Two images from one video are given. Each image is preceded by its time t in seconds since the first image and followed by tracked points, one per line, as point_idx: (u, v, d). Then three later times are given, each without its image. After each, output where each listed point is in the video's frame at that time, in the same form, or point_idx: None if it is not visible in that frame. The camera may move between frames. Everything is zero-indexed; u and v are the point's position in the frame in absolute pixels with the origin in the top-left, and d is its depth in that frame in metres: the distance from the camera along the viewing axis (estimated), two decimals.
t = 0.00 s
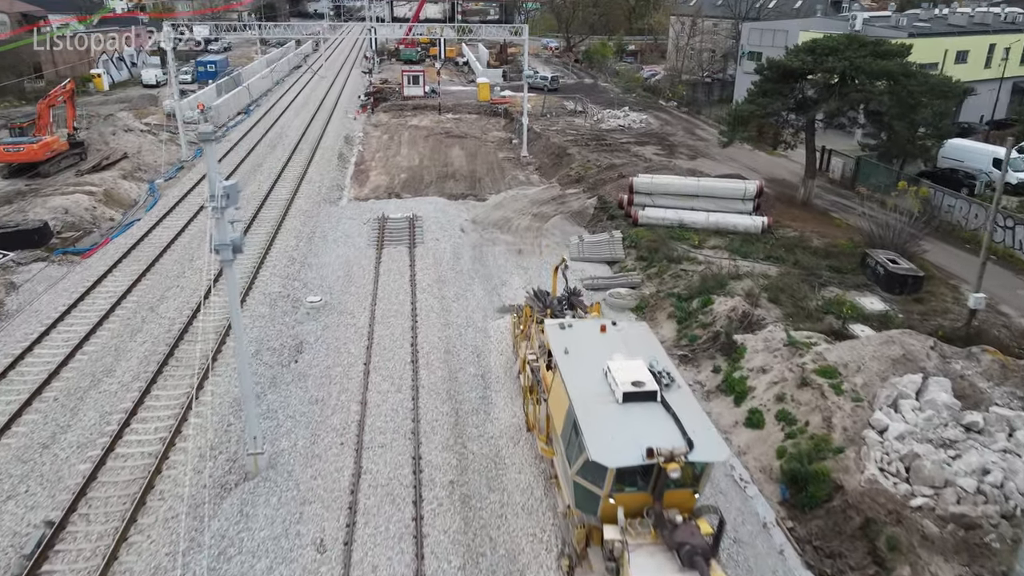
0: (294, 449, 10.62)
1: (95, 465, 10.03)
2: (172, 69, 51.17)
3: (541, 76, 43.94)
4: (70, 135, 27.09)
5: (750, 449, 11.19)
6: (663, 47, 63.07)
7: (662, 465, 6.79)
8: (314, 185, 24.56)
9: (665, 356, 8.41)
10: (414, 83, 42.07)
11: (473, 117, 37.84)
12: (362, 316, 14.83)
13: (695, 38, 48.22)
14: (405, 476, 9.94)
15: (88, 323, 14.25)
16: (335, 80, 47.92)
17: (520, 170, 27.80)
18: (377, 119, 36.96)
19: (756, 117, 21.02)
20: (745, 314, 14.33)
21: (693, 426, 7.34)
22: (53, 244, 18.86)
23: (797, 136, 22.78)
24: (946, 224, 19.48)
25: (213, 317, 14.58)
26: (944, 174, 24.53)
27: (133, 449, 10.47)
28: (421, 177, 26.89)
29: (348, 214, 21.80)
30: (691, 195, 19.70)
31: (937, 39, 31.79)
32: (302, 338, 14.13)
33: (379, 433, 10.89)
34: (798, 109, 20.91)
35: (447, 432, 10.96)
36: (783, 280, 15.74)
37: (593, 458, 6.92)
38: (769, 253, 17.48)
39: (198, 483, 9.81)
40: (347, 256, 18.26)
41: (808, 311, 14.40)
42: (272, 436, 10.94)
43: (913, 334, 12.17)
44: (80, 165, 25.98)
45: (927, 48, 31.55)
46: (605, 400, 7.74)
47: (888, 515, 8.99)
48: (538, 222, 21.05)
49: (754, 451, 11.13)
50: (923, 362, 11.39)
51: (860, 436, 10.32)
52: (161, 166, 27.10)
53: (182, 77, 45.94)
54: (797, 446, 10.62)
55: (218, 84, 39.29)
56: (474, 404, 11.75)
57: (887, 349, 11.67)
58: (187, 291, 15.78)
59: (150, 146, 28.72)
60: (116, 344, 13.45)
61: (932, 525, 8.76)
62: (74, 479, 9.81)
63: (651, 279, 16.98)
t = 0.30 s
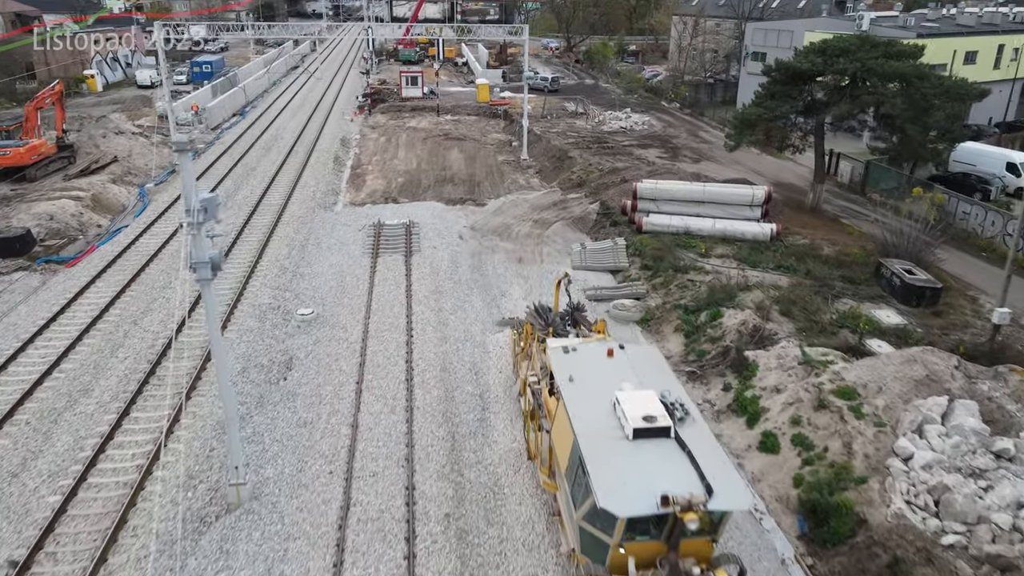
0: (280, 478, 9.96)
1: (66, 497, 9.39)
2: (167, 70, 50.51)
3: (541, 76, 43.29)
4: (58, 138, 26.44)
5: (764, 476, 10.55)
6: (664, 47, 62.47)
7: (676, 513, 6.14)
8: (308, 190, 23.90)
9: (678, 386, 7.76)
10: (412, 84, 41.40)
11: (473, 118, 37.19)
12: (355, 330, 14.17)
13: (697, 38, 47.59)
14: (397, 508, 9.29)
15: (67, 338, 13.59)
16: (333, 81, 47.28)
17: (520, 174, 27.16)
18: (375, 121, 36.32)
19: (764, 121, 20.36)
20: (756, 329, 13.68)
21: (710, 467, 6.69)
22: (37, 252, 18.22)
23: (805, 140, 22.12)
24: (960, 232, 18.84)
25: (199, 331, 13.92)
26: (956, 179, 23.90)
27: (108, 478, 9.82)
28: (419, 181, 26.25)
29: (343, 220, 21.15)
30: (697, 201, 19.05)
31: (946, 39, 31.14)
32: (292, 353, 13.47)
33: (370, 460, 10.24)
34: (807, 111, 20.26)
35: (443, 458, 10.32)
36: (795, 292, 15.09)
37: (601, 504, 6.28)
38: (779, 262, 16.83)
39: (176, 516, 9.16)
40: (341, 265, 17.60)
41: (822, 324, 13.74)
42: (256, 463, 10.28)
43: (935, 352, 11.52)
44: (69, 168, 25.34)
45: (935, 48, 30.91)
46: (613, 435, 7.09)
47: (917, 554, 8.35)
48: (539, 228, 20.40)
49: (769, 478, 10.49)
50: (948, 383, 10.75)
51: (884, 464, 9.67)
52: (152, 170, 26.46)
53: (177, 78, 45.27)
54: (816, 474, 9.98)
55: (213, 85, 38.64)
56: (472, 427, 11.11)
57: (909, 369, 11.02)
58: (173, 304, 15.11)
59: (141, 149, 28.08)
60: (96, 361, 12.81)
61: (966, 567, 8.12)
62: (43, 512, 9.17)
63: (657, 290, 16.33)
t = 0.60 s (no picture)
0: (263, 512, 9.28)
1: (31, 535, 8.73)
2: (162, 71, 49.82)
3: (542, 77, 42.61)
4: (46, 141, 25.73)
5: (782, 507, 9.88)
6: (666, 48, 61.83)
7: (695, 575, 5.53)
8: (302, 195, 23.23)
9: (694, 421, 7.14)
10: (411, 85, 40.72)
11: (472, 120, 36.51)
12: (347, 346, 13.49)
13: (700, 39, 46.94)
14: (388, 548, 8.63)
15: (43, 355, 12.91)
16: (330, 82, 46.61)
17: (520, 178, 26.51)
18: (372, 123, 35.64)
19: (772, 124, 19.67)
20: (768, 345, 13.02)
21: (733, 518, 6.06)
22: (18, 262, 17.54)
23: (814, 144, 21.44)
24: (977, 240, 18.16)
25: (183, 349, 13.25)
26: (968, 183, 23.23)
27: (77, 513, 9.15)
28: (417, 185, 25.57)
29: (337, 227, 20.47)
30: (704, 208, 18.37)
31: (956, 40, 30.47)
32: (281, 371, 12.80)
33: (361, 491, 9.57)
34: (816, 114, 19.61)
35: (438, 490, 9.65)
36: (808, 305, 14.41)
37: (613, 564, 5.66)
38: (790, 272, 16.16)
39: (148, 556, 8.49)
40: (334, 275, 16.93)
41: (837, 339, 13.06)
42: (238, 494, 9.61)
43: (961, 372, 10.84)
44: (56, 173, 24.64)
45: (945, 48, 30.24)
46: (624, 480, 6.47)
47: None
48: (540, 235, 19.72)
49: (787, 509, 9.83)
50: (977, 407, 10.08)
51: (912, 498, 9.00)
52: (142, 174, 25.79)
53: (172, 79, 44.55)
54: (837, 507, 9.31)
55: (207, 86, 37.95)
56: (470, 454, 10.45)
57: (935, 392, 10.34)
58: (156, 317, 14.43)
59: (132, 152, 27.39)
60: (72, 381, 12.12)
61: None
62: (6, 552, 8.51)
63: (663, 302, 15.67)
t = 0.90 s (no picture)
0: (243, 552, 8.59)
1: None
2: (157, 71, 49.12)
3: (542, 78, 41.93)
4: (33, 144, 25.02)
5: (801, 544, 9.21)
6: (667, 48, 61.17)
7: None
8: (296, 200, 22.55)
9: (715, 465, 6.49)
10: (409, 86, 40.04)
11: (471, 122, 35.83)
12: (338, 364, 12.79)
13: (702, 39, 46.28)
14: None
15: (17, 374, 12.20)
16: (327, 83, 45.94)
17: (520, 182, 25.85)
18: (369, 125, 34.97)
19: (782, 128, 18.97)
20: (782, 363, 12.34)
21: None
22: None
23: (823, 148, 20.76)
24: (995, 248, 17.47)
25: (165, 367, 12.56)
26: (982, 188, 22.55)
27: (41, 552, 8.48)
28: (414, 189, 24.89)
29: (331, 234, 19.79)
30: (711, 216, 17.68)
31: (965, 40, 29.78)
32: (268, 391, 12.12)
33: (349, 528, 8.88)
34: (827, 118, 18.94)
35: (433, 526, 8.97)
36: (823, 319, 13.73)
37: None
38: (802, 284, 15.47)
39: None
40: (326, 286, 16.26)
41: (855, 357, 12.38)
42: (216, 531, 8.92)
43: (992, 397, 10.14)
44: (43, 178, 23.93)
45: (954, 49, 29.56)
46: (640, 534, 5.80)
47: None
48: (541, 243, 19.04)
49: (807, 546, 9.15)
50: (1012, 436, 9.39)
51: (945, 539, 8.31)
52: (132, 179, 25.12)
53: (166, 79, 43.86)
54: (862, 545, 8.63)
55: (202, 87, 37.27)
56: (467, 485, 9.76)
57: (965, 419, 9.66)
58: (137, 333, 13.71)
59: (122, 156, 26.71)
60: (46, 403, 11.43)
61: None
62: None
63: (670, 315, 15.00)
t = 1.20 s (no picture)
0: None
1: None
2: (152, 73, 48.46)
3: (542, 80, 41.23)
4: (18, 148, 24.33)
5: None
6: (669, 48, 60.50)
7: None
8: (289, 206, 21.85)
9: (738, 522, 5.83)
10: (407, 88, 39.34)
11: (470, 125, 35.14)
12: (328, 384, 12.09)
13: (705, 40, 45.61)
14: None
15: None
16: (324, 85, 45.29)
17: (520, 187, 25.17)
18: (366, 128, 34.29)
19: (792, 133, 18.26)
20: (797, 384, 11.64)
21: None
22: None
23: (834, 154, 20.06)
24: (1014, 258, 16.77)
25: (143, 388, 11.86)
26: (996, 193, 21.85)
27: None
28: (411, 195, 24.20)
29: (324, 242, 19.10)
30: (718, 225, 16.98)
31: (976, 42, 29.06)
32: (251, 414, 11.41)
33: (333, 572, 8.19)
34: (839, 122, 18.21)
35: (424, 570, 8.27)
36: (838, 336, 13.03)
37: None
38: (815, 297, 14.77)
39: None
40: (317, 299, 15.56)
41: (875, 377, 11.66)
42: None
43: None
44: (28, 183, 23.25)
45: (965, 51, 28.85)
46: None
47: None
48: (541, 252, 18.33)
49: None
50: None
51: None
52: (121, 184, 24.45)
53: (160, 81, 43.15)
54: None
55: (196, 89, 36.60)
56: (462, 522, 9.06)
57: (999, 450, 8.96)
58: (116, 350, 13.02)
59: (110, 160, 26.04)
60: (14, 428, 10.73)
61: None
62: None
63: (677, 330, 14.29)
